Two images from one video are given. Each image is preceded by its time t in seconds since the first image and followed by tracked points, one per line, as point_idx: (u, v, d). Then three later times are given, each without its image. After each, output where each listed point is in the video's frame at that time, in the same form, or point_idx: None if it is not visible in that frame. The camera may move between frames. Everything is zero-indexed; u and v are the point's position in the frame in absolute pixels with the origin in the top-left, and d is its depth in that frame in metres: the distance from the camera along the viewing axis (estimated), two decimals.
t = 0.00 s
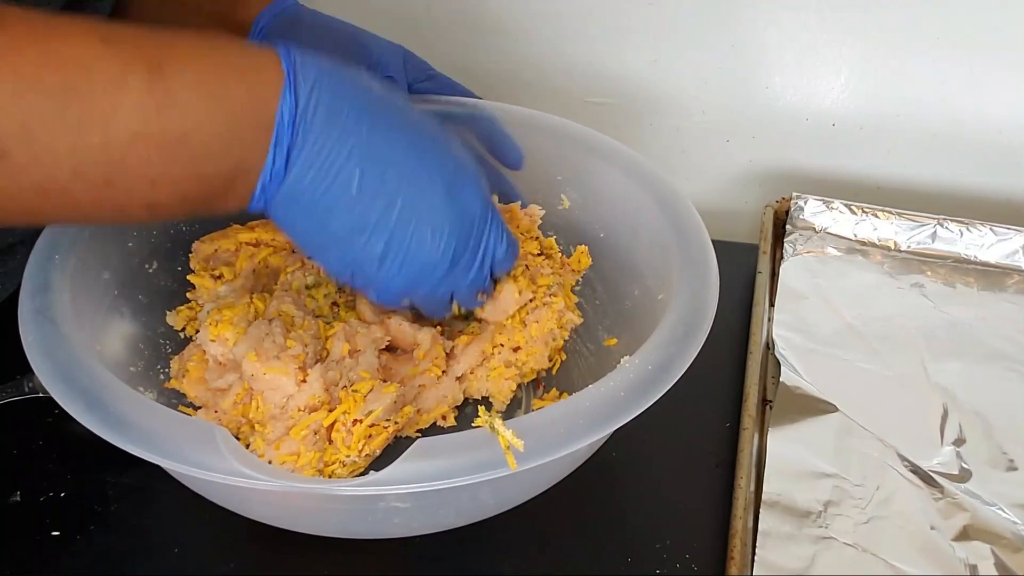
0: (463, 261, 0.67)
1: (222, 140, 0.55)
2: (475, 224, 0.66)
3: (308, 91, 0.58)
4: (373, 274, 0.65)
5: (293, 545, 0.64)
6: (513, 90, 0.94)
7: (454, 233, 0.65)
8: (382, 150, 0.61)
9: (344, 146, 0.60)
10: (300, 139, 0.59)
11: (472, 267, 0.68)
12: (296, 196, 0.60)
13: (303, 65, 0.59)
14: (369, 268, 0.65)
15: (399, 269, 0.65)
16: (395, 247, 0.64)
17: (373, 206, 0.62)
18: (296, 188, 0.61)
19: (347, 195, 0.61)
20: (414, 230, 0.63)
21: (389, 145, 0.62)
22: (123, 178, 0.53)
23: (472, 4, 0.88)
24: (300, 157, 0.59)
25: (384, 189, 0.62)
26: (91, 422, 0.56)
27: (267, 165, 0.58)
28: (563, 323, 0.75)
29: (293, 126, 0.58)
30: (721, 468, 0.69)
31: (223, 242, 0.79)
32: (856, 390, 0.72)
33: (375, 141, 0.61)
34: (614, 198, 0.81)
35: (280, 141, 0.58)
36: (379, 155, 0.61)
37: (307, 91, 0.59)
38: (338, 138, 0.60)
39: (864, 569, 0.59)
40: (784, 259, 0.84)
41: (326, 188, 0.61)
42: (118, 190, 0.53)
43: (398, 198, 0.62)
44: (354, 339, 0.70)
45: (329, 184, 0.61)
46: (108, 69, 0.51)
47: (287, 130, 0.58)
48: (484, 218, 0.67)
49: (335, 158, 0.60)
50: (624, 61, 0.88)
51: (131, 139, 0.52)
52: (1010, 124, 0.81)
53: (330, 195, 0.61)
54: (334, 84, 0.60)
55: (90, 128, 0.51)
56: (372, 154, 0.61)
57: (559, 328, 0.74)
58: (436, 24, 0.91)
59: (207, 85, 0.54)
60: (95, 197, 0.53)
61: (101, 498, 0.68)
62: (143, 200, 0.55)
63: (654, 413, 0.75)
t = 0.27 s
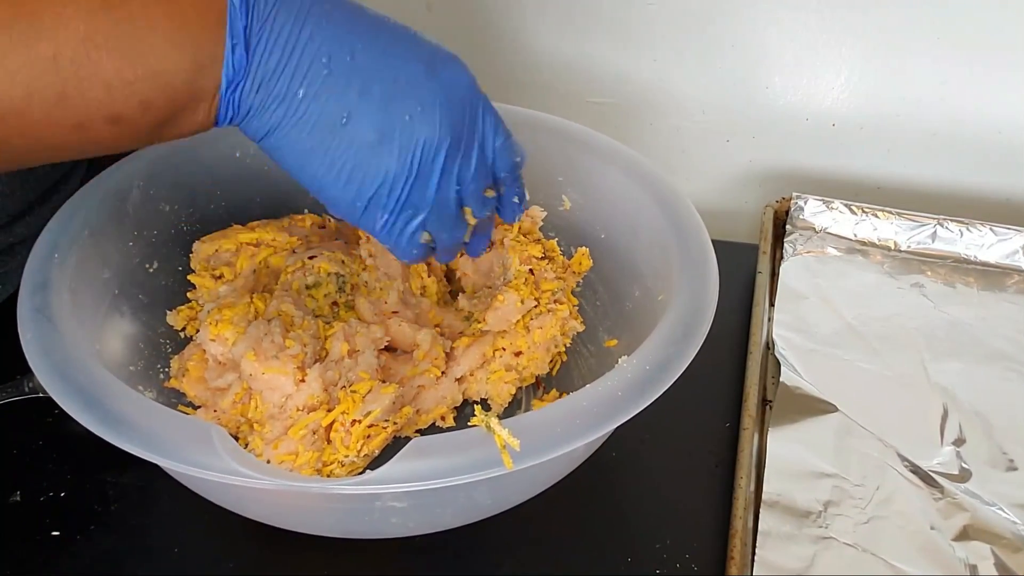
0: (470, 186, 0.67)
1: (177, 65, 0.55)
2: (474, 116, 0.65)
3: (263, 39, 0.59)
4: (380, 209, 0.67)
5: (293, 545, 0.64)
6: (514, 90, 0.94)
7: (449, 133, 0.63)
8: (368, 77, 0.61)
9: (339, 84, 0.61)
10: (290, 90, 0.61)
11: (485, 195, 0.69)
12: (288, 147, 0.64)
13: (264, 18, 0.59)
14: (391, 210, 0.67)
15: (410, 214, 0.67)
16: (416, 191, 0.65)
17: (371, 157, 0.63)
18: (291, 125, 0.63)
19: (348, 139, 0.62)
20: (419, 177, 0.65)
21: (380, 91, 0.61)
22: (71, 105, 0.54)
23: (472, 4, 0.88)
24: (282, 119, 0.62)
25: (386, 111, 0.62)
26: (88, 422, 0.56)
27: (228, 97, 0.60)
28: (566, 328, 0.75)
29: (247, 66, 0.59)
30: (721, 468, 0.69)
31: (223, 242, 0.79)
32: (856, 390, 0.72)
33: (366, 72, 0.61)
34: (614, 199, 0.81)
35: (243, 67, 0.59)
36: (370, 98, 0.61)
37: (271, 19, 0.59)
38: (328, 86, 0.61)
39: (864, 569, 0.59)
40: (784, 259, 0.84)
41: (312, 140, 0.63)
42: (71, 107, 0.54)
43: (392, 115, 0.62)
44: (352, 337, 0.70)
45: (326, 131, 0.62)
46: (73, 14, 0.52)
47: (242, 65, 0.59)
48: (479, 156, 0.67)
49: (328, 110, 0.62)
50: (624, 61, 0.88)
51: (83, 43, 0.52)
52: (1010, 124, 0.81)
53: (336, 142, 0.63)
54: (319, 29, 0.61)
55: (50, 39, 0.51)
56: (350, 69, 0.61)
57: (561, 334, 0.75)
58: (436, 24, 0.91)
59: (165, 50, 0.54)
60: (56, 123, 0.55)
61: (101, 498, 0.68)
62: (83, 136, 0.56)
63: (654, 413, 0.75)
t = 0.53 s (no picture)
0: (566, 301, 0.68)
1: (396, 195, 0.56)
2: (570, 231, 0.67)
3: (466, 165, 0.61)
4: (567, 308, 0.69)
5: (293, 546, 0.64)
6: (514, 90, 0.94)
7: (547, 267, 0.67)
8: (503, 188, 0.63)
9: (489, 206, 0.63)
10: (456, 190, 0.60)
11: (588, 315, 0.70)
12: (475, 274, 0.66)
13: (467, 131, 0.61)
14: (560, 317, 0.69)
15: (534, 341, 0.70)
16: (569, 284, 0.68)
17: (526, 241, 0.66)
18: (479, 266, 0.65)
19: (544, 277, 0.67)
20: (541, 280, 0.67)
21: (507, 197, 0.64)
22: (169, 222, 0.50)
23: (472, 4, 0.88)
24: (472, 233, 0.63)
25: (537, 244, 0.66)
26: (80, 422, 0.56)
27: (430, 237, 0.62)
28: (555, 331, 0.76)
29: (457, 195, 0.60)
30: (721, 468, 0.69)
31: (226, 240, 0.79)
32: (856, 390, 0.72)
33: (511, 221, 0.65)
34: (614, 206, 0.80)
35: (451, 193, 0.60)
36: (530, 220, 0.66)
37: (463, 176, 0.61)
38: (472, 190, 0.61)
39: (864, 569, 0.59)
40: (784, 259, 0.84)
41: (496, 257, 0.65)
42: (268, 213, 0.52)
43: (497, 231, 0.64)
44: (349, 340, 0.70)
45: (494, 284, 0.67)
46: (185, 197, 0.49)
47: (450, 164, 0.59)
48: (594, 284, 0.69)
49: (469, 215, 0.62)
50: (624, 61, 0.88)
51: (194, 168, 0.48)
52: (1010, 124, 0.81)
53: (512, 290, 0.67)
54: (473, 159, 0.61)
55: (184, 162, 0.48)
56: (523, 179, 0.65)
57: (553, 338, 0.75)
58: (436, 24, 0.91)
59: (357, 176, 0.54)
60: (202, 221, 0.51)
61: (101, 498, 0.68)
62: (269, 233, 0.53)
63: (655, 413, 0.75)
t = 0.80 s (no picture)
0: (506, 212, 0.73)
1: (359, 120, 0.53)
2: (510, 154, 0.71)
3: (442, 122, 0.61)
4: (506, 215, 0.73)
5: (293, 545, 0.64)
6: (514, 90, 0.94)
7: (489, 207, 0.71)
8: (472, 127, 0.65)
9: (461, 149, 0.63)
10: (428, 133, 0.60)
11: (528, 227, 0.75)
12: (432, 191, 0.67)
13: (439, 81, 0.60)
14: (502, 228, 0.73)
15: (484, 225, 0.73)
16: (510, 215, 0.73)
17: (486, 175, 0.68)
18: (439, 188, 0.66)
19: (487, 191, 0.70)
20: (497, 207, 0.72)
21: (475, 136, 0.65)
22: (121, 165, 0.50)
23: (472, 4, 0.88)
24: (433, 174, 0.64)
25: (499, 172, 0.69)
26: (117, 407, 0.56)
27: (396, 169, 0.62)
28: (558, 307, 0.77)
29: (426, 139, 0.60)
30: (721, 468, 0.69)
31: (235, 234, 0.79)
32: (856, 390, 0.72)
33: (473, 162, 0.66)
34: (626, 191, 0.81)
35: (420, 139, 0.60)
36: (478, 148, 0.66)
37: (435, 121, 0.60)
38: (450, 138, 0.62)
39: (864, 569, 0.59)
40: (784, 259, 0.84)
41: (445, 189, 0.66)
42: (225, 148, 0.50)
43: (461, 173, 0.65)
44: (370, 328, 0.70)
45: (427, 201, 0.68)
46: (125, 140, 0.48)
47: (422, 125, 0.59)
48: (527, 183, 0.73)
49: (443, 156, 0.63)
50: (625, 61, 0.88)
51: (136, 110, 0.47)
52: (1010, 124, 0.81)
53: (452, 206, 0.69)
54: (451, 113, 0.61)
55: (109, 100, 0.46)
56: (482, 109, 0.66)
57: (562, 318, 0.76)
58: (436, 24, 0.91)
59: (308, 101, 0.51)
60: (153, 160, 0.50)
61: (101, 498, 0.68)
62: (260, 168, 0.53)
63: (654, 413, 0.75)
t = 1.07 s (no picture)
0: (327, 174, 0.66)
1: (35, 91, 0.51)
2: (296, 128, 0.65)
3: (167, 107, 0.57)
4: (287, 194, 0.65)
5: (293, 544, 0.64)
6: (514, 90, 0.94)
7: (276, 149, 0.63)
8: (211, 107, 0.60)
9: (191, 128, 0.58)
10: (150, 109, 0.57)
11: (333, 153, 0.67)
12: (169, 184, 0.61)
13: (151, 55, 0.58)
14: (280, 200, 0.65)
15: (284, 204, 0.65)
16: (288, 180, 0.65)
17: (246, 153, 0.62)
18: (194, 179, 0.61)
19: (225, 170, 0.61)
20: (275, 196, 0.65)
21: (218, 112, 0.60)
22: None
23: (472, 4, 0.88)
24: (176, 164, 0.59)
25: (233, 150, 0.61)
26: (116, 406, 0.56)
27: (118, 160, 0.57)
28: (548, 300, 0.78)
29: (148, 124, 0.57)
30: (721, 468, 0.69)
31: (220, 237, 0.78)
32: (856, 390, 0.72)
33: (220, 141, 0.60)
34: (622, 188, 0.80)
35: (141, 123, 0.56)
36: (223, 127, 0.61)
37: (157, 101, 0.57)
38: (181, 113, 0.58)
39: (864, 569, 0.59)
40: (784, 259, 0.84)
41: (211, 176, 0.61)
42: None
43: (237, 150, 0.61)
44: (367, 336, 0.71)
45: (222, 194, 0.63)
46: None
47: (140, 98, 0.56)
48: (310, 145, 0.65)
49: (180, 142, 0.58)
50: (624, 61, 0.88)
51: None
52: (1010, 124, 0.81)
53: (223, 198, 0.63)
54: (176, 93, 0.58)
55: None
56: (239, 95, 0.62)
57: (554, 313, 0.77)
58: (437, 24, 0.91)
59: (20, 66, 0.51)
60: None
61: (101, 498, 0.68)
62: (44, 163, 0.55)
63: (653, 413, 0.75)
